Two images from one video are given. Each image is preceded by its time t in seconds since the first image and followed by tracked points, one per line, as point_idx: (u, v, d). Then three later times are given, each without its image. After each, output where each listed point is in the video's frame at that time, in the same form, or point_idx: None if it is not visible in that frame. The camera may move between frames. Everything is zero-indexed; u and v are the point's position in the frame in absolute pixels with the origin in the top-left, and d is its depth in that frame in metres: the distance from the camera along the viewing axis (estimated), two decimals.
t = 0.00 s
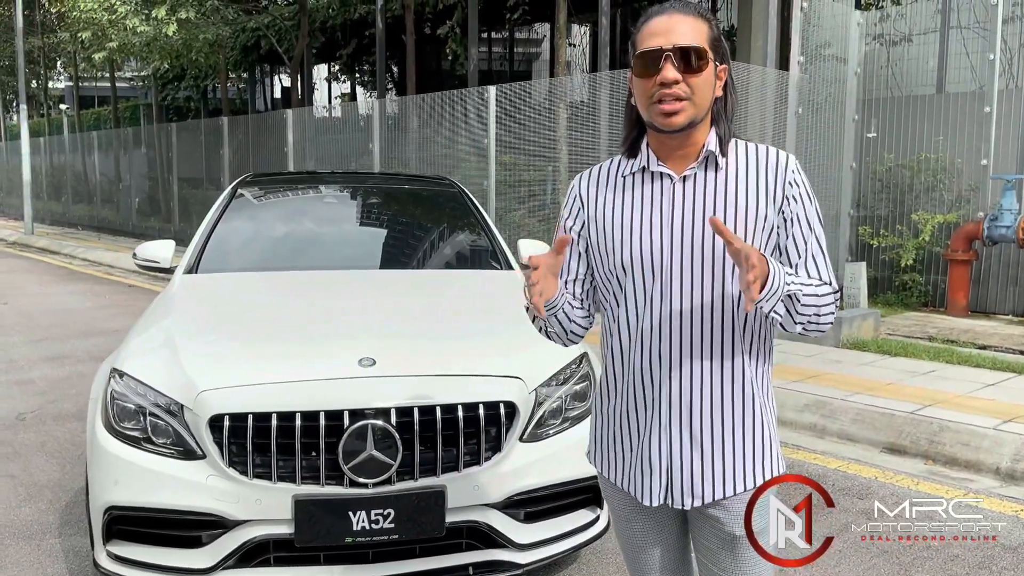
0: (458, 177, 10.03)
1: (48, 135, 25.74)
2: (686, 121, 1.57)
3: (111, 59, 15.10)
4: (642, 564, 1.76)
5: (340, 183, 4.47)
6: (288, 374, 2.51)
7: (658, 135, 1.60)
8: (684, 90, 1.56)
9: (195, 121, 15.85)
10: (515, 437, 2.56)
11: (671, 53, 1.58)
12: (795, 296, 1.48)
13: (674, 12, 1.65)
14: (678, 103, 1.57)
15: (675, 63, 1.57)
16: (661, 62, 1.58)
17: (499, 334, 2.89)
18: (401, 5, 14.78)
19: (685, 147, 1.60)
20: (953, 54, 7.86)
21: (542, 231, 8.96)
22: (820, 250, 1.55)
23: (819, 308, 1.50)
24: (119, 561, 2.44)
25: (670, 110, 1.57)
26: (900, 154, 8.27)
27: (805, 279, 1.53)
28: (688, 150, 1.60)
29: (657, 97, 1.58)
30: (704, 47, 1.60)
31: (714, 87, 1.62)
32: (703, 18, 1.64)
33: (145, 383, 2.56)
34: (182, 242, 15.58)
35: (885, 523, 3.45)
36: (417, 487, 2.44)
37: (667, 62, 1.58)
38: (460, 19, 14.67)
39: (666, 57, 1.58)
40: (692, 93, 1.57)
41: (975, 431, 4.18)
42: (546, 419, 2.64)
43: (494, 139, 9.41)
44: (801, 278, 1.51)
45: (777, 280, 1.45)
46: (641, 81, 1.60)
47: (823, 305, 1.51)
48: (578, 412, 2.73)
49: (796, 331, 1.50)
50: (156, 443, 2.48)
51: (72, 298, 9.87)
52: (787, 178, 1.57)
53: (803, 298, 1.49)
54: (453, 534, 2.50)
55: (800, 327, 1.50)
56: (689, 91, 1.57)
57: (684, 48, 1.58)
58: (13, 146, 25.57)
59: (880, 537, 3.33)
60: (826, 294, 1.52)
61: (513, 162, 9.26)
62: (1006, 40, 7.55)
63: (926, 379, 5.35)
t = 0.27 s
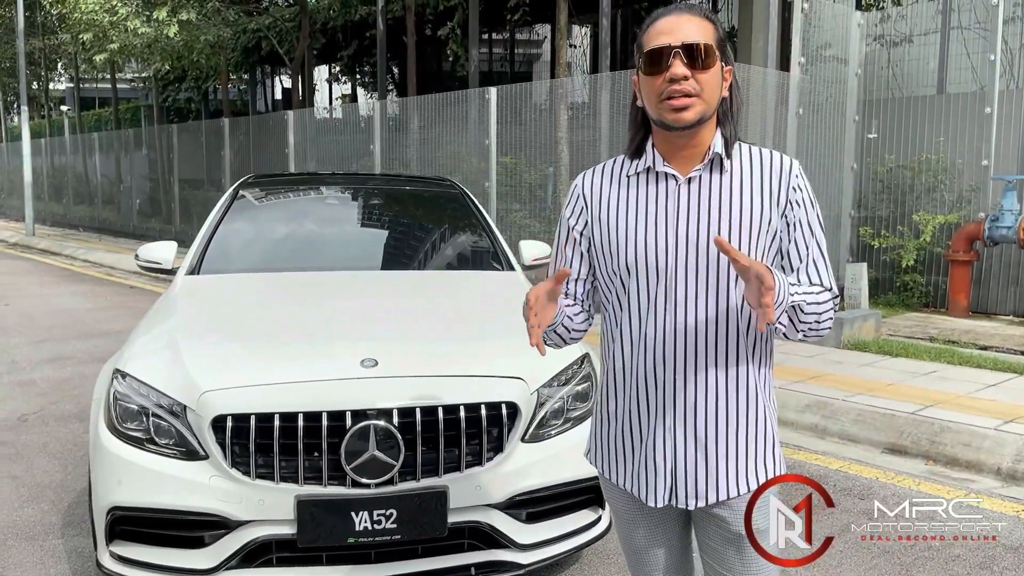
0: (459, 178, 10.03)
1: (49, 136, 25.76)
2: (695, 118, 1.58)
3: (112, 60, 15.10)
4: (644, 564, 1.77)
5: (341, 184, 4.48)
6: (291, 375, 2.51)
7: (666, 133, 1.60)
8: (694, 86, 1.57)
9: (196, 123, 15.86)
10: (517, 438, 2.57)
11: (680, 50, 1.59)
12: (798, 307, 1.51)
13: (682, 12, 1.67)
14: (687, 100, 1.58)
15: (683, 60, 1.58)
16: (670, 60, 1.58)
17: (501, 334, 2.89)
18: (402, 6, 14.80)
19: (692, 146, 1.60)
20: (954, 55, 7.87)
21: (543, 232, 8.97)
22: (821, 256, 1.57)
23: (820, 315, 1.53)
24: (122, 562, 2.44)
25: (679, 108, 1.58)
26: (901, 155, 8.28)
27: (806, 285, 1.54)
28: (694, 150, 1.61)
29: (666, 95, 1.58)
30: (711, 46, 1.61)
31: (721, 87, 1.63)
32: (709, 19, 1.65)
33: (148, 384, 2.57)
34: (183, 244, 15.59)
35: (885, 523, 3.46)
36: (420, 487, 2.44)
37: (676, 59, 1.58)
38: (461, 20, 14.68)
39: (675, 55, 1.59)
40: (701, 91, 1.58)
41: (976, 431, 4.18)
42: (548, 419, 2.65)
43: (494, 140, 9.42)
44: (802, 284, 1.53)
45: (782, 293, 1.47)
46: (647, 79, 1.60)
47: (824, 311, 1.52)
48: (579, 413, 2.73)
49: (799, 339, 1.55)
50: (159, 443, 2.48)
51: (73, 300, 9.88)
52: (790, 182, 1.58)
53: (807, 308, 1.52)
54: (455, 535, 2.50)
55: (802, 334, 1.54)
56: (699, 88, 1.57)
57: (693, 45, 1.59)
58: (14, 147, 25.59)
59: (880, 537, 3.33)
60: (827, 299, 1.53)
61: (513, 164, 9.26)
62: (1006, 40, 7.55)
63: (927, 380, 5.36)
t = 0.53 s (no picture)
0: (460, 179, 10.05)
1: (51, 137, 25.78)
2: (693, 121, 1.58)
3: (114, 62, 15.12)
4: (647, 564, 1.77)
5: (342, 185, 4.49)
6: (293, 376, 2.52)
7: (663, 136, 1.60)
8: (691, 90, 1.57)
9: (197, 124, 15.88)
10: (519, 438, 2.57)
11: (676, 55, 1.59)
12: (788, 293, 1.49)
13: (676, 16, 1.67)
14: (685, 103, 1.58)
15: (681, 63, 1.58)
16: (667, 64, 1.59)
17: (502, 335, 2.90)
18: (403, 8, 14.83)
19: (690, 148, 1.61)
20: (955, 56, 7.89)
21: (544, 233, 8.96)
22: (821, 250, 1.56)
23: (817, 310, 1.52)
24: (125, 562, 2.45)
25: (677, 111, 1.58)
26: (901, 156, 8.28)
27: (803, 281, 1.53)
28: (692, 151, 1.61)
29: (664, 98, 1.58)
30: (707, 49, 1.61)
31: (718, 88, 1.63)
32: (705, 21, 1.66)
33: (150, 384, 2.58)
34: (184, 245, 15.61)
35: (884, 524, 3.46)
36: (422, 488, 2.45)
37: (673, 63, 1.58)
38: (461, 21, 14.70)
39: (672, 59, 1.59)
40: (698, 94, 1.58)
41: (977, 431, 4.18)
42: (550, 420, 2.65)
43: (496, 141, 9.42)
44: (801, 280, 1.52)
45: (767, 279, 1.47)
46: (645, 84, 1.60)
47: (821, 307, 1.52)
48: (581, 414, 2.74)
49: (795, 331, 1.51)
50: (162, 444, 2.49)
51: (75, 301, 9.89)
52: (789, 181, 1.58)
53: (797, 294, 1.50)
54: (457, 535, 2.51)
55: (799, 327, 1.51)
56: (695, 92, 1.58)
57: (689, 49, 1.59)
58: (15, 149, 25.61)
59: (880, 537, 3.34)
60: (824, 294, 1.53)
61: (514, 165, 9.27)
62: (1007, 41, 7.55)
63: (928, 380, 5.36)
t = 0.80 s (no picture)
0: (461, 180, 10.05)
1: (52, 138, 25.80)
2: (688, 129, 1.59)
3: (115, 63, 15.14)
4: (652, 563, 1.78)
5: (344, 186, 4.50)
6: (295, 376, 2.52)
7: (659, 144, 1.61)
8: (684, 99, 1.57)
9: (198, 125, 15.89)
10: (521, 438, 2.58)
11: (667, 66, 1.59)
12: (774, 300, 1.50)
13: (666, 22, 1.66)
14: (678, 113, 1.59)
15: (673, 75, 1.58)
16: (659, 75, 1.58)
17: (503, 335, 2.91)
18: (404, 8, 14.84)
19: (687, 152, 1.61)
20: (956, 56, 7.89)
21: (546, 234, 8.97)
22: (820, 248, 1.56)
23: (814, 308, 1.52)
24: (128, 562, 2.46)
25: (672, 120, 1.59)
26: (903, 156, 8.28)
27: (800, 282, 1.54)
28: (690, 155, 1.62)
29: (658, 109, 1.59)
30: (699, 54, 1.61)
31: (712, 90, 1.63)
32: (696, 25, 1.65)
33: (153, 385, 2.58)
34: (186, 246, 15.62)
35: (884, 524, 3.46)
36: (424, 487, 2.45)
37: (664, 75, 1.58)
38: (463, 22, 14.71)
39: (663, 71, 1.58)
40: (692, 101, 1.58)
41: (979, 432, 4.18)
42: (551, 420, 2.66)
43: (497, 141, 9.43)
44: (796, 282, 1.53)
45: (748, 290, 1.46)
46: (639, 96, 1.60)
47: (816, 305, 1.52)
48: (583, 414, 2.75)
49: (788, 331, 1.51)
50: (165, 444, 2.50)
51: (77, 301, 9.90)
52: (787, 179, 1.58)
53: (782, 302, 1.50)
54: (459, 535, 2.51)
55: (791, 327, 1.51)
56: (690, 101, 1.58)
57: (679, 58, 1.59)
58: (16, 150, 25.62)
59: (880, 537, 3.34)
60: (820, 291, 1.53)
61: (515, 165, 9.28)
62: (1008, 42, 7.55)
63: (929, 380, 5.36)
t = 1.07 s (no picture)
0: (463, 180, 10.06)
1: (54, 139, 25.84)
2: (686, 131, 1.59)
3: (117, 63, 15.17)
4: (656, 562, 1.79)
5: (346, 186, 4.50)
6: (299, 376, 2.53)
7: (659, 146, 1.62)
8: (682, 102, 1.58)
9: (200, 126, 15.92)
10: (524, 438, 2.59)
11: (665, 68, 1.59)
12: (780, 301, 1.50)
13: (664, 24, 1.67)
14: (675, 115, 1.59)
15: (670, 78, 1.58)
16: (656, 78, 1.59)
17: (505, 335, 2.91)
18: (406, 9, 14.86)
19: (687, 154, 1.62)
20: (957, 56, 7.90)
21: (548, 234, 8.97)
22: (821, 249, 1.56)
23: (816, 308, 1.52)
24: (132, 561, 2.46)
25: (669, 122, 1.59)
26: (905, 156, 8.28)
27: (803, 283, 1.54)
28: (690, 157, 1.62)
29: (655, 112, 1.59)
30: (697, 57, 1.62)
31: (711, 91, 1.63)
32: (695, 27, 1.66)
33: (157, 384, 2.60)
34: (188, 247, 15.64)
35: (884, 523, 3.47)
36: (427, 486, 2.46)
37: (662, 77, 1.58)
38: (464, 23, 14.72)
39: (660, 73, 1.59)
40: (690, 104, 1.59)
41: (981, 432, 4.18)
42: (554, 420, 2.67)
43: (499, 142, 9.44)
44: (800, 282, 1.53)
45: (757, 289, 1.47)
46: (637, 98, 1.61)
47: (819, 305, 1.52)
48: (585, 414, 2.75)
49: (793, 331, 1.52)
50: (169, 443, 2.51)
51: (79, 302, 9.91)
52: (788, 179, 1.59)
53: (789, 301, 1.51)
54: (462, 534, 2.52)
55: (795, 327, 1.52)
56: (687, 103, 1.59)
57: (676, 61, 1.60)
58: (19, 150, 25.67)
59: (880, 537, 3.34)
60: (822, 290, 1.53)
61: (517, 165, 9.29)
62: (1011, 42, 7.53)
63: (931, 380, 5.36)
